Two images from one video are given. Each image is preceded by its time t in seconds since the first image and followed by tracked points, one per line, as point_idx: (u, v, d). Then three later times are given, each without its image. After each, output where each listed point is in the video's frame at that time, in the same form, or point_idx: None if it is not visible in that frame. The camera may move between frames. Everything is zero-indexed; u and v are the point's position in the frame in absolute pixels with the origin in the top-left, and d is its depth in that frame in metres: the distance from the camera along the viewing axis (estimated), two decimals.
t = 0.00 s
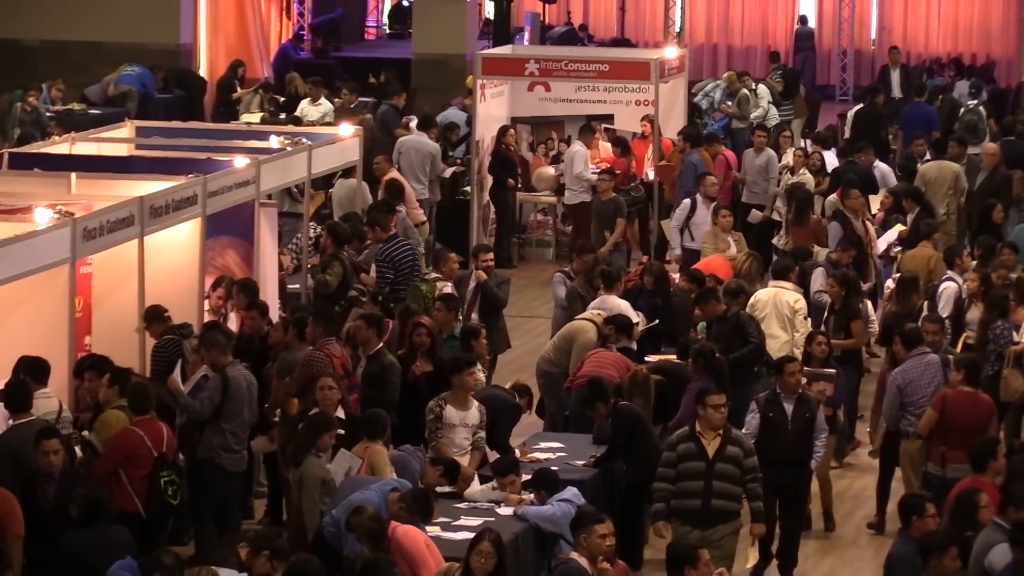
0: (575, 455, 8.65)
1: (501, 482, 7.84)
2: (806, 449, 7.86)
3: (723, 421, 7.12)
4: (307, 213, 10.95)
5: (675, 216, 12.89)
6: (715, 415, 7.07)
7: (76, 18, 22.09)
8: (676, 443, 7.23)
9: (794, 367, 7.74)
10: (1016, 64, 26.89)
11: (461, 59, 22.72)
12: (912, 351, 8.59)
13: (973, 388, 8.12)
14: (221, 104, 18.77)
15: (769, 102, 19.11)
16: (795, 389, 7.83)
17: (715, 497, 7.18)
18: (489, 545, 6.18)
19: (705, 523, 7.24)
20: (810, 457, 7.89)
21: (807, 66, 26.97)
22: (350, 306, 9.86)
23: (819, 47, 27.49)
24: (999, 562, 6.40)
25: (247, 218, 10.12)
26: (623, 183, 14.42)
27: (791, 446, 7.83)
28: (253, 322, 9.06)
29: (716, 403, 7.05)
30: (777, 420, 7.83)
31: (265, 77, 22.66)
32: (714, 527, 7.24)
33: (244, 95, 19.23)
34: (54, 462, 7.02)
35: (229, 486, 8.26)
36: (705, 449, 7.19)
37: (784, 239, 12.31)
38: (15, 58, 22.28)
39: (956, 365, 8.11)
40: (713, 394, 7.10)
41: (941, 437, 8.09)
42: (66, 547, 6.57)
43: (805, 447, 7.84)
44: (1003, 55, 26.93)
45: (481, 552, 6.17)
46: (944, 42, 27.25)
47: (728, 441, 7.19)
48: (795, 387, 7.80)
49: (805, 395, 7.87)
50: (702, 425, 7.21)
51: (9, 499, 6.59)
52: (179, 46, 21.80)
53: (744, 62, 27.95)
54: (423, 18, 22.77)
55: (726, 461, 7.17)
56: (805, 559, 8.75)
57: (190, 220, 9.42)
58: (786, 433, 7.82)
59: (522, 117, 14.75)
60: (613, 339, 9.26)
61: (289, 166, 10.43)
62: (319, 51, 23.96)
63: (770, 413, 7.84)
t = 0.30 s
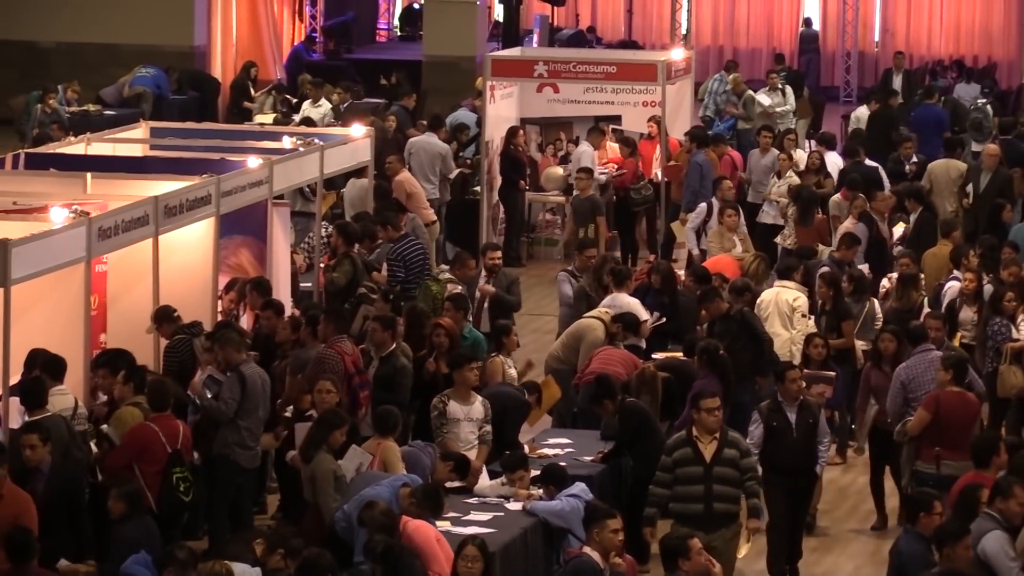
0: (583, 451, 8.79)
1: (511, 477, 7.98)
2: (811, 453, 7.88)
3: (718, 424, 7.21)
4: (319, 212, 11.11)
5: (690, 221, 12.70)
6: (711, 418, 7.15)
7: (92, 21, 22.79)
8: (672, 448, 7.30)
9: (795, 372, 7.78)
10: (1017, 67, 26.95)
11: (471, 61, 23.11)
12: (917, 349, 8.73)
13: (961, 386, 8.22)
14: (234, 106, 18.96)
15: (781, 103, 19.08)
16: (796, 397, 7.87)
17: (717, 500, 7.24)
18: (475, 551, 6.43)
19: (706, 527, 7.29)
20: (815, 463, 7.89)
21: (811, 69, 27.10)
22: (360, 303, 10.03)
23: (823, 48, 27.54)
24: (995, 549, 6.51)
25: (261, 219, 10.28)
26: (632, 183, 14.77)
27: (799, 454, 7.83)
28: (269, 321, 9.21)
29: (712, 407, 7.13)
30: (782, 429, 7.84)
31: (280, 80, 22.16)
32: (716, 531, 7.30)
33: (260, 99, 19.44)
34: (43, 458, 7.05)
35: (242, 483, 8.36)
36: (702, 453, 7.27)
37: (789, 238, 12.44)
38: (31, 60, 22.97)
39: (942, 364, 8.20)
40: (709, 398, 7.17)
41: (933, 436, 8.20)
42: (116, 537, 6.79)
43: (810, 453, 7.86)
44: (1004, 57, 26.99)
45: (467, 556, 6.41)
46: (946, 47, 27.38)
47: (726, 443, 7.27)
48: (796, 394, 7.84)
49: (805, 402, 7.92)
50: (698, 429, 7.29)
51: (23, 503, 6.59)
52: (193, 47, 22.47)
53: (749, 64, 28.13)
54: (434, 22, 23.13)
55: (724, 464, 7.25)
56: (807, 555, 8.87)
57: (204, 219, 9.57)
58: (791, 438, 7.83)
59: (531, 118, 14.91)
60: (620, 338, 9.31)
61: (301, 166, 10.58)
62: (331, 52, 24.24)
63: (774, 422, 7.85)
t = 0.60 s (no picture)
0: (587, 448, 8.92)
1: (516, 473, 8.08)
2: (809, 447, 8.02)
3: (705, 424, 7.33)
4: (327, 212, 11.26)
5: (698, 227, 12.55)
6: (695, 418, 7.27)
7: (103, 23, 23.35)
8: (663, 448, 7.38)
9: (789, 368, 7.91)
10: (1015, 70, 27.06)
11: (477, 63, 23.32)
12: (916, 346, 8.91)
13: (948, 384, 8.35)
14: (243, 108, 19.14)
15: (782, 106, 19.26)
16: (793, 391, 7.99)
17: (709, 498, 7.37)
18: (465, 546, 6.36)
19: (699, 525, 7.40)
20: (814, 455, 8.04)
21: (812, 71, 27.12)
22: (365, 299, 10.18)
23: (824, 50, 27.66)
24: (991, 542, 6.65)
25: (270, 220, 10.42)
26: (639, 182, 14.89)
27: (797, 449, 7.99)
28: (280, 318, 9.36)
29: (697, 408, 7.25)
30: (779, 424, 7.98)
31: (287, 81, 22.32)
32: (709, 528, 7.41)
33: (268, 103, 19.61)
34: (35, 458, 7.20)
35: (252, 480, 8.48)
36: (695, 452, 7.36)
37: (790, 238, 12.57)
38: (44, 61, 23.53)
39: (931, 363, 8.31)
40: (693, 399, 7.29)
41: (926, 436, 8.30)
42: (148, 522, 7.06)
43: (809, 446, 8.01)
44: (1003, 59, 27.11)
45: (457, 550, 6.35)
46: (945, 50, 27.50)
47: (716, 441, 7.38)
48: (792, 390, 7.97)
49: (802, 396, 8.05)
50: (687, 429, 7.38)
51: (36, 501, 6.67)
52: (203, 49, 22.95)
53: (750, 67, 28.27)
54: (439, 24, 23.38)
55: (717, 461, 7.37)
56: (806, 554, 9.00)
57: (215, 218, 9.71)
58: (787, 432, 7.98)
59: (536, 119, 15.05)
60: (624, 336, 9.56)
61: (310, 166, 10.73)
62: (339, 55, 24.36)
63: (772, 417, 7.99)
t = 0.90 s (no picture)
0: (592, 443, 9.05)
1: (522, 468, 8.23)
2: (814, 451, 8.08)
3: (706, 427, 7.43)
4: (336, 209, 11.42)
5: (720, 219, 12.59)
6: (698, 421, 7.38)
7: (115, 25, 23.74)
8: (667, 450, 7.48)
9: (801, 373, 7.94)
10: (1014, 70, 27.22)
11: (484, 64, 23.58)
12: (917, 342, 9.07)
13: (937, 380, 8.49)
14: (252, 109, 19.35)
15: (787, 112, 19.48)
16: (802, 397, 8.04)
17: (706, 502, 7.47)
18: (463, 553, 6.51)
19: (697, 527, 7.49)
20: (819, 460, 8.09)
21: (814, 72, 27.24)
22: (371, 298, 10.37)
23: (826, 52, 27.78)
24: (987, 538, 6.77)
25: (279, 218, 10.56)
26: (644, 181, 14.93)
27: (803, 452, 8.05)
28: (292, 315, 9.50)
29: (697, 411, 7.37)
30: (787, 427, 8.05)
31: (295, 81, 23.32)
32: (706, 532, 7.51)
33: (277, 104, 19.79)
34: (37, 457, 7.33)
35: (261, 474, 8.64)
36: (695, 455, 7.47)
37: (793, 236, 12.71)
38: (56, 63, 23.87)
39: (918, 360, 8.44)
40: (695, 402, 7.41)
41: (921, 432, 8.44)
42: (159, 517, 7.17)
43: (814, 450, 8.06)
44: (1002, 61, 27.30)
45: (454, 557, 6.49)
46: (944, 51, 27.69)
47: (717, 445, 7.48)
48: (802, 394, 8.01)
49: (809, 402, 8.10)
50: (689, 432, 7.48)
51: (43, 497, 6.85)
52: (214, 51, 23.41)
53: (753, 69, 28.35)
54: (446, 26, 23.60)
55: (717, 465, 7.48)
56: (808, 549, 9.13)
57: (225, 217, 9.85)
58: (795, 437, 8.04)
59: (542, 120, 15.19)
60: (628, 332, 9.57)
61: (319, 166, 10.88)
62: (348, 56, 24.35)
63: (778, 420, 8.07)
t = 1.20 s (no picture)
0: (598, 437, 9.20)
1: (530, 462, 8.33)
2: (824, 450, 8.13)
3: (714, 425, 7.47)
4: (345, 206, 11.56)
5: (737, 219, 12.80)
6: (706, 418, 7.42)
7: (126, 25, 23.98)
8: (673, 447, 7.56)
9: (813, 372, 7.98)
10: (1014, 70, 27.34)
11: (491, 65, 23.76)
12: (918, 338, 9.26)
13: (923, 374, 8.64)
14: (261, 109, 19.53)
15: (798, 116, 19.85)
16: (816, 393, 8.05)
17: (709, 500, 7.50)
18: (442, 553, 6.59)
19: (702, 524, 7.53)
20: (830, 458, 8.15)
21: (816, 71, 27.35)
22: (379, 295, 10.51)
23: (829, 52, 28.03)
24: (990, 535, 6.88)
25: (289, 216, 10.72)
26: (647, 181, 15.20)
27: (813, 449, 8.10)
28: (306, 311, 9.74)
29: (707, 407, 7.41)
30: (800, 423, 8.09)
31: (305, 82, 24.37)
32: (709, 529, 7.55)
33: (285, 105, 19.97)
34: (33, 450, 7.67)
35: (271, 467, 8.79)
36: (701, 453, 7.51)
37: (794, 234, 12.84)
38: (70, 63, 24.17)
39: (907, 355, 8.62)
40: (704, 399, 7.45)
41: (908, 424, 8.54)
42: (169, 507, 7.27)
43: (824, 448, 8.11)
44: (1002, 60, 27.43)
45: (434, 558, 6.58)
46: (945, 51, 27.79)
47: (723, 445, 7.51)
48: (814, 392, 8.04)
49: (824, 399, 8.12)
50: (696, 430, 7.54)
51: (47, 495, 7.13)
52: (225, 51, 23.69)
53: (756, 69, 28.46)
54: (453, 26, 23.77)
55: (720, 464, 7.49)
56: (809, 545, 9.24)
57: (236, 215, 10.00)
58: (807, 433, 8.09)
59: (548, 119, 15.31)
60: (633, 329, 9.76)
61: (329, 164, 11.03)
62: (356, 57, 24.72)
63: (792, 416, 8.09)
